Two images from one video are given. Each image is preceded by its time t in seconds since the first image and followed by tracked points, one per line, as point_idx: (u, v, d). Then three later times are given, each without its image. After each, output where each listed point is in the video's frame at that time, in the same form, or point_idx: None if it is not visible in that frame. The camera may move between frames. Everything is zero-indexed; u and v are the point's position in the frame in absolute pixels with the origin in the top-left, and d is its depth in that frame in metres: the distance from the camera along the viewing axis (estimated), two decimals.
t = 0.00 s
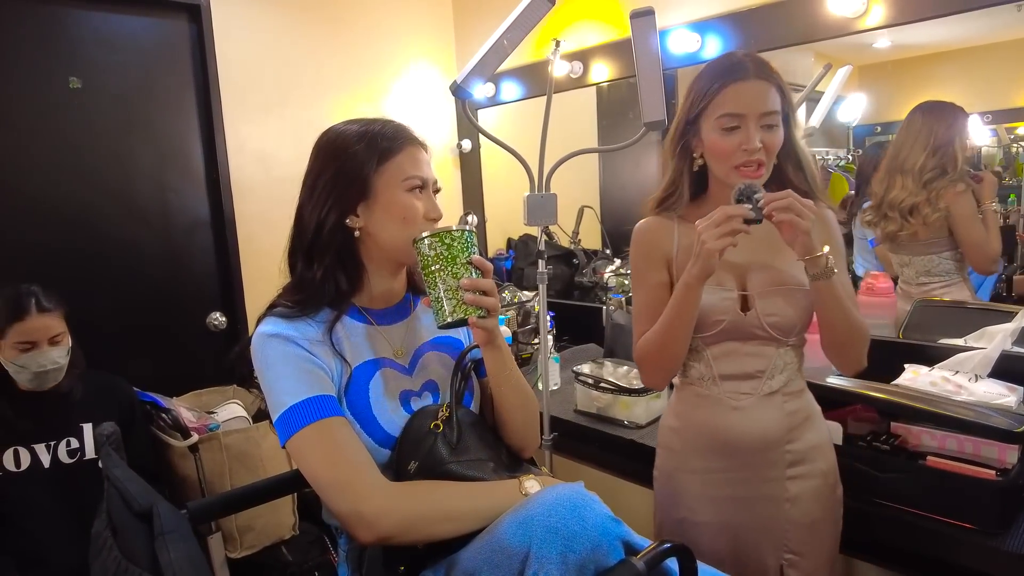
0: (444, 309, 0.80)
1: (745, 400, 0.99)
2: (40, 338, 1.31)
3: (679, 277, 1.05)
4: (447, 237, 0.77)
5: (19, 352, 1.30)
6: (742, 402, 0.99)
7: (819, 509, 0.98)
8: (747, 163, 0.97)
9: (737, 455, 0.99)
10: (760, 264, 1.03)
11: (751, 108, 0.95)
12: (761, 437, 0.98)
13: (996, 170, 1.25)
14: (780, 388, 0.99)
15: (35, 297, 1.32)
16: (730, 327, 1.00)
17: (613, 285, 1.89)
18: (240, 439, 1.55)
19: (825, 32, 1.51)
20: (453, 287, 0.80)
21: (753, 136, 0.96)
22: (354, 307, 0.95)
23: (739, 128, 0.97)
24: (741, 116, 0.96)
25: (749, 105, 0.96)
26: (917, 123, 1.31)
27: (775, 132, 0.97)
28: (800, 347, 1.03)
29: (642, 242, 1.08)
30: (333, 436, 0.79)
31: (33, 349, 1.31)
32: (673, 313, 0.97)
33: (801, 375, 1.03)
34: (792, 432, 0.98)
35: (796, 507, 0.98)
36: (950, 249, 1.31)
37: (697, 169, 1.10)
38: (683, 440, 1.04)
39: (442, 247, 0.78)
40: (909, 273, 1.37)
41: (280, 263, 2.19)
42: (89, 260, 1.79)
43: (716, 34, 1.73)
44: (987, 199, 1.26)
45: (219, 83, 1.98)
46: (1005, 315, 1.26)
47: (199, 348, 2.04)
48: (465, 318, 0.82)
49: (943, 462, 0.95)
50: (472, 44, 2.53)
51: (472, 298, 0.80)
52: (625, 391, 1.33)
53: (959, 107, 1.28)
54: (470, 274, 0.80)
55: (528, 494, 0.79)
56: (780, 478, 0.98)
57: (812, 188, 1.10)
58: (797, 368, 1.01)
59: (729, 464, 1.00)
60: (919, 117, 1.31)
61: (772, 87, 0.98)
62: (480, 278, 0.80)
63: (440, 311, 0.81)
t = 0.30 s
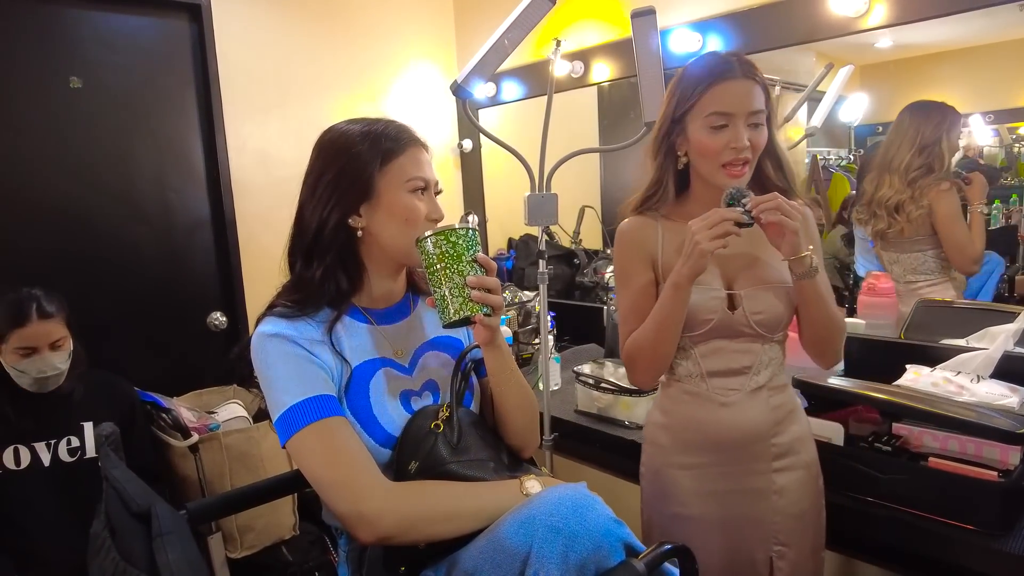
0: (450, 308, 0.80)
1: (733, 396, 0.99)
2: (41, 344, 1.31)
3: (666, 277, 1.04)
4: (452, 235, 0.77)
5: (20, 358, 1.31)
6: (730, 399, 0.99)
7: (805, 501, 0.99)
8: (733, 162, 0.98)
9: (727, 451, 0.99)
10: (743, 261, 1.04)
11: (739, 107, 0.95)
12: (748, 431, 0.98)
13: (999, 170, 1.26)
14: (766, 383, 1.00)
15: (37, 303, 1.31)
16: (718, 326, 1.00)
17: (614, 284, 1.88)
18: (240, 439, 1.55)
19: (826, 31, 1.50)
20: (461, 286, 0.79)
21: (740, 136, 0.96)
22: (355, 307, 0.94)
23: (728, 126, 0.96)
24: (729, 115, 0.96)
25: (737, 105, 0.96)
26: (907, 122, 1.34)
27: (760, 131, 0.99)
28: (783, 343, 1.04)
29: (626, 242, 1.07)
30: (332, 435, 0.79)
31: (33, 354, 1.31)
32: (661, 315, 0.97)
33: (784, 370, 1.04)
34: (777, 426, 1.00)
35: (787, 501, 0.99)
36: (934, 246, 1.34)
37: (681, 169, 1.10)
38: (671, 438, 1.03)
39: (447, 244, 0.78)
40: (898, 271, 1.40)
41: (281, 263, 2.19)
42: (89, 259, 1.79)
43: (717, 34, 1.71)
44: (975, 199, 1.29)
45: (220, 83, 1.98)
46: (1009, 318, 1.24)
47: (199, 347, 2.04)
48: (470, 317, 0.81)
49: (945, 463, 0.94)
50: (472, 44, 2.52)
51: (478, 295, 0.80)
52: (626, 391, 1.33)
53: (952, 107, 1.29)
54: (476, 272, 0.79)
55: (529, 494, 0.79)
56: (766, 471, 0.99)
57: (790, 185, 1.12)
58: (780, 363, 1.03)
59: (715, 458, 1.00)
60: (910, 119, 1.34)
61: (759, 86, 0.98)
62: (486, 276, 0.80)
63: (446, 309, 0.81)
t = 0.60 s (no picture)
0: (446, 310, 0.80)
1: (720, 394, 1.00)
2: (37, 348, 1.33)
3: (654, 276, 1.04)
4: (449, 236, 0.77)
5: (17, 363, 1.31)
6: (718, 397, 1.00)
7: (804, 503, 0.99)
8: (721, 162, 0.98)
9: (718, 449, 1.00)
10: (729, 258, 1.04)
11: (725, 108, 0.95)
12: (735, 430, 0.99)
13: (1000, 171, 1.25)
14: (753, 381, 1.01)
15: (34, 307, 1.34)
16: (706, 324, 1.00)
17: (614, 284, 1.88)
18: (238, 440, 1.54)
19: (827, 30, 1.49)
20: (456, 287, 0.79)
21: (727, 136, 0.96)
22: (355, 307, 0.94)
23: (716, 127, 0.96)
24: (716, 116, 0.96)
25: (723, 105, 0.95)
26: (899, 123, 1.35)
27: (746, 131, 0.99)
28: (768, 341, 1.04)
29: (613, 240, 1.07)
30: (330, 436, 0.78)
31: (30, 359, 1.32)
32: (648, 312, 0.97)
33: (769, 367, 1.05)
34: (765, 423, 1.00)
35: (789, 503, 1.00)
36: (923, 246, 1.35)
37: (667, 170, 1.09)
38: (660, 437, 1.04)
39: (444, 245, 0.77)
40: (891, 270, 1.39)
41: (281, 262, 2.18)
42: (88, 258, 1.79)
43: (717, 32, 1.70)
44: (967, 198, 1.28)
45: (219, 82, 1.98)
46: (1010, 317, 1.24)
47: (198, 347, 2.03)
48: (467, 318, 0.81)
49: (946, 464, 0.94)
50: (473, 43, 2.52)
51: (474, 297, 0.80)
52: (626, 392, 1.32)
53: (946, 108, 1.29)
54: (472, 273, 0.79)
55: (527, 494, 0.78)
56: (756, 471, 1.01)
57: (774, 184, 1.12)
58: (766, 361, 1.04)
59: (704, 457, 1.01)
60: (902, 121, 1.34)
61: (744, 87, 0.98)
62: (483, 278, 0.80)
63: (444, 311, 0.81)
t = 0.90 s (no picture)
0: (444, 309, 0.80)
1: (715, 395, 1.00)
2: (32, 353, 1.33)
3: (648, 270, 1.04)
4: (448, 236, 0.76)
5: (12, 366, 1.32)
6: (712, 398, 1.00)
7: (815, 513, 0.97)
8: (710, 156, 0.96)
9: (713, 452, 1.01)
10: (724, 255, 1.04)
11: (710, 101, 0.94)
12: (730, 431, 0.99)
13: (1001, 170, 1.25)
14: (750, 382, 1.00)
15: (31, 314, 1.36)
16: (700, 319, 0.99)
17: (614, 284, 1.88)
18: (238, 439, 1.55)
19: (828, 29, 1.48)
20: (455, 287, 0.78)
21: (714, 130, 0.95)
22: (354, 306, 0.93)
23: (704, 122, 0.95)
24: (703, 110, 0.95)
25: (709, 98, 0.94)
26: (898, 122, 1.34)
27: (737, 126, 0.97)
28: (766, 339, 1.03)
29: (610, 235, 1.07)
30: (326, 437, 0.78)
31: (25, 363, 1.32)
32: (637, 305, 0.97)
33: (768, 367, 1.04)
34: (760, 425, 1.00)
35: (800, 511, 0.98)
36: (926, 244, 1.32)
37: (661, 169, 1.09)
38: (654, 436, 1.05)
39: (442, 245, 0.77)
40: (893, 269, 1.37)
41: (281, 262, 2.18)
42: (87, 258, 1.78)
43: (717, 31, 1.69)
44: (970, 194, 1.27)
45: (219, 81, 1.97)
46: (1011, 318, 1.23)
47: (198, 347, 2.03)
48: (467, 318, 0.81)
49: (949, 465, 0.93)
50: (473, 42, 2.52)
51: (473, 297, 0.79)
52: (626, 392, 1.32)
53: (946, 106, 1.29)
54: (470, 274, 0.78)
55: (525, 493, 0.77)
56: (756, 477, 1.01)
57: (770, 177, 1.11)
58: (764, 362, 1.03)
59: (698, 457, 1.02)
60: (902, 118, 1.34)
61: (732, 81, 0.96)
62: (483, 278, 0.79)
63: (440, 309, 0.80)
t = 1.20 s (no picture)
0: (448, 306, 0.79)
1: (724, 398, 0.98)
2: (29, 355, 1.33)
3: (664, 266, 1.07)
4: (451, 232, 0.76)
5: (9, 368, 1.31)
6: (721, 400, 0.99)
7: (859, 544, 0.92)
8: (701, 155, 0.95)
9: (721, 458, 1.00)
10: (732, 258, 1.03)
11: (691, 101, 0.95)
12: (739, 437, 0.98)
13: (1003, 170, 1.24)
14: (762, 390, 0.97)
15: (28, 315, 1.35)
16: (706, 317, 1.00)
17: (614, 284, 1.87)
18: (237, 440, 1.55)
19: (829, 27, 1.47)
20: (458, 283, 0.78)
21: (698, 130, 0.94)
22: (350, 301, 0.93)
23: (687, 123, 0.96)
24: (685, 111, 0.96)
25: (692, 98, 0.95)
26: (920, 118, 1.31)
27: (729, 119, 0.94)
28: (785, 345, 0.99)
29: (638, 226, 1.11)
30: (326, 438, 0.77)
31: (22, 365, 1.32)
32: (637, 303, 1.03)
33: (789, 378, 1.00)
34: (772, 435, 0.98)
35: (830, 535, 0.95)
36: (954, 245, 1.30)
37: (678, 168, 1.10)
38: (662, 436, 1.05)
39: (446, 241, 0.76)
40: (912, 270, 1.35)
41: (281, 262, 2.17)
42: (86, 257, 1.78)
43: (718, 29, 1.68)
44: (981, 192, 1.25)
45: (218, 80, 1.97)
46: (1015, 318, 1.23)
47: (197, 346, 2.03)
48: (470, 316, 0.80)
49: (951, 466, 0.92)
50: (473, 41, 2.51)
51: (476, 294, 0.78)
52: (627, 392, 1.31)
53: (953, 107, 1.27)
54: (473, 270, 0.78)
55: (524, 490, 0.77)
56: (758, 478, 0.99)
57: (795, 173, 1.04)
58: (781, 369, 0.99)
59: (698, 459, 1.02)
60: (925, 112, 1.30)
61: (717, 77, 0.95)
62: (486, 275, 0.78)
63: (444, 307, 0.79)
